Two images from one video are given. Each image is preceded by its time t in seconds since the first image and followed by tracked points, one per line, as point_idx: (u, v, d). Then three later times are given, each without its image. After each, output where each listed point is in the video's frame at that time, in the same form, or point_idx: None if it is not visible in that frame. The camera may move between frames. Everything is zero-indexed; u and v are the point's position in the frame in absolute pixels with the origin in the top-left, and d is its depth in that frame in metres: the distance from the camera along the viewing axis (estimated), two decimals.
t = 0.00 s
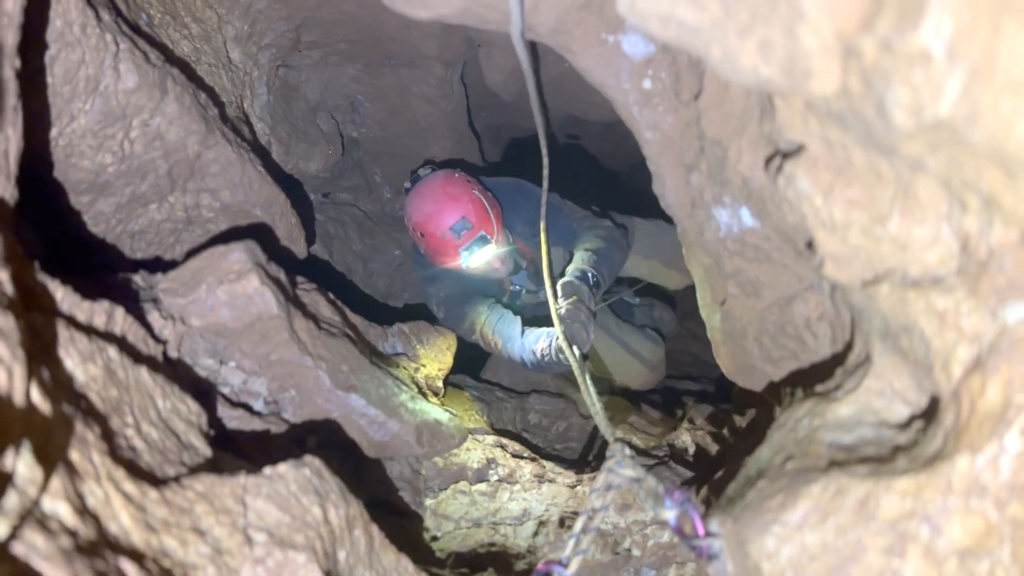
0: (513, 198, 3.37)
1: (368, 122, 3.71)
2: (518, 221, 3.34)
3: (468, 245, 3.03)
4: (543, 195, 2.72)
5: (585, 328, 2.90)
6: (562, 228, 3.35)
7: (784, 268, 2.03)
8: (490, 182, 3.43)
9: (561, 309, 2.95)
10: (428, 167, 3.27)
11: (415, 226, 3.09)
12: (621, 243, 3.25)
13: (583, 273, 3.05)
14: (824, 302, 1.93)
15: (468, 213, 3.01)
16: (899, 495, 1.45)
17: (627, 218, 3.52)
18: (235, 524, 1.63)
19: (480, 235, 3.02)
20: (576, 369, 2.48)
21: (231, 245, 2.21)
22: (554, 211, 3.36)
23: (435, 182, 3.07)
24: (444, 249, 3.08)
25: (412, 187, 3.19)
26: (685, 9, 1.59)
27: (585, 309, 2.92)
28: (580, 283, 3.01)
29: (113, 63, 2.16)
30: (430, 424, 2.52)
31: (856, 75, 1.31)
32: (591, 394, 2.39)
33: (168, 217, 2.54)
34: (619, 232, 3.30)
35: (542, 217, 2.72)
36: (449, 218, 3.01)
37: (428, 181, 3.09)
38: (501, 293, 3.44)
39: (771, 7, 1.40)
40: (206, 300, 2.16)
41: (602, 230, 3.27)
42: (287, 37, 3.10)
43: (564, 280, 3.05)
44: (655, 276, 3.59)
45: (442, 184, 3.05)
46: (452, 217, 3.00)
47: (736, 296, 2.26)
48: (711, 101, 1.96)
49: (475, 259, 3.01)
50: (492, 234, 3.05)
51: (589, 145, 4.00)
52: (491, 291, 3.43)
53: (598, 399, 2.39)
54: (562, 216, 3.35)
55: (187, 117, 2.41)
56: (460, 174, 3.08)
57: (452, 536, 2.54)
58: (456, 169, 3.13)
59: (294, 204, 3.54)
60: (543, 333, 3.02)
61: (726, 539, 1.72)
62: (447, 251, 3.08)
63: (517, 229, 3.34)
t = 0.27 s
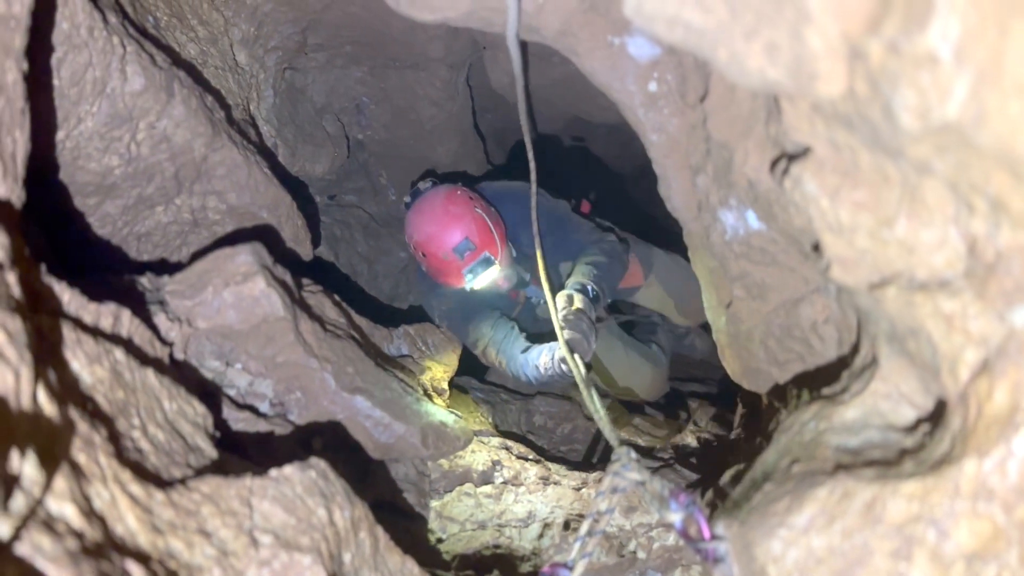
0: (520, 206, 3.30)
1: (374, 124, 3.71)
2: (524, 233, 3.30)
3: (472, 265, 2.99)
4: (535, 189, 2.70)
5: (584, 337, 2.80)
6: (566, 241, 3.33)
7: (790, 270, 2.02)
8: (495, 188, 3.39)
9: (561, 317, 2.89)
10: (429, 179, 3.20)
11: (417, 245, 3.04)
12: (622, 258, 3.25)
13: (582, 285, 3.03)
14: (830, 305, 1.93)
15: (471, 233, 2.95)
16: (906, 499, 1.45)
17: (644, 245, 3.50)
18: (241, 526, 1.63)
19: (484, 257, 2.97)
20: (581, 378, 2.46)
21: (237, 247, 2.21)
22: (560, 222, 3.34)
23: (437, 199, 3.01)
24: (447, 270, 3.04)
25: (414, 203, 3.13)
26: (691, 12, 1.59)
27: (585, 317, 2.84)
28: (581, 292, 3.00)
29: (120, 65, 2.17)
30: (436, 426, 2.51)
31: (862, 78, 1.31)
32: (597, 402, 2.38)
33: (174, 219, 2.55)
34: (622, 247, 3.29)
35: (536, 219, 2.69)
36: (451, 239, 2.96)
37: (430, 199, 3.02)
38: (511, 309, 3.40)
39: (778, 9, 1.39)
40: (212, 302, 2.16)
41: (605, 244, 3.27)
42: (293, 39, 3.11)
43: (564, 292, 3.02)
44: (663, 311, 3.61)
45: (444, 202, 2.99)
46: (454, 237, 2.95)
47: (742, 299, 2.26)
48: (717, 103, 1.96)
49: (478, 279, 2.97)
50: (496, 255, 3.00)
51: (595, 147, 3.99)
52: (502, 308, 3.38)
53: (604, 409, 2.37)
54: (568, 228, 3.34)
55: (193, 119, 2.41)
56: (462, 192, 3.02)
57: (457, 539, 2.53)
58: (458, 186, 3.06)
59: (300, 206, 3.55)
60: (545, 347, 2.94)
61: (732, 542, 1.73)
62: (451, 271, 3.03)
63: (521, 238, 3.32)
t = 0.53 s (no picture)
0: (573, 203, 3.22)
1: (378, 127, 3.72)
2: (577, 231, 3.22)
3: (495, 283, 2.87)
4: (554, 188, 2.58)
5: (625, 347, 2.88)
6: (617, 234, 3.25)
7: (794, 273, 2.02)
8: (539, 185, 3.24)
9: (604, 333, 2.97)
10: (460, 183, 3.09)
11: (440, 255, 2.95)
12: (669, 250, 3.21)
13: (631, 293, 3.11)
14: (835, 307, 1.93)
15: (496, 247, 2.83)
16: (911, 503, 1.44)
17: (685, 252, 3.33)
18: (246, 527, 1.63)
19: (508, 274, 2.84)
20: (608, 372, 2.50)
21: (242, 249, 2.23)
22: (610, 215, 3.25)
23: (463, 208, 2.91)
24: (471, 284, 2.93)
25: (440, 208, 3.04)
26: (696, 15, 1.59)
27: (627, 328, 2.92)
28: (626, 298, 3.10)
29: (126, 68, 2.18)
30: (440, 427, 2.51)
31: (867, 82, 1.31)
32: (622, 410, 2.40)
33: (179, 221, 2.56)
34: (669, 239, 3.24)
35: (564, 235, 2.63)
36: (474, 251, 2.85)
37: (455, 208, 2.92)
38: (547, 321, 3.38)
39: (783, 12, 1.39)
40: (217, 304, 2.17)
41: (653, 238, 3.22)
42: (298, 42, 3.12)
43: (611, 301, 3.11)
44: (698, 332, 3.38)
45: (470, 211, 2.89)
46: (477, 250, 2.84)
47: (746, 301, 2.26)
48: (721, 106, 1.96)
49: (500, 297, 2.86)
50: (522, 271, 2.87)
51: (599, 148, 4.00)
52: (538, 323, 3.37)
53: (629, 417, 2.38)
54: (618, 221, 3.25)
55: (198, 121, 2.42)
56: (490, 200, 2.90)
57: (461, 541, 2.55)
58: (487, 193, 2.94)
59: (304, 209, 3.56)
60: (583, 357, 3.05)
61: (736, 545, 1.72)
62: (475, 285, 2.92)
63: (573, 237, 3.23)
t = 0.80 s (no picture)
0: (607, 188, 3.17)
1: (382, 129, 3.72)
2: (615, 214, 3.16)
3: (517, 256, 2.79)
4: (588, 159, 2.55)
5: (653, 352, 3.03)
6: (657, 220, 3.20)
7: (799, 275, 2.02)
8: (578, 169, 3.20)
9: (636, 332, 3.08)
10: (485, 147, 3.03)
11: (458, 217, 2.87)
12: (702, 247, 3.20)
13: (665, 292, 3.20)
14: (839, 309, 1.92)
15: (522, 217, 2.77)
16: (915, 506, 1.44)
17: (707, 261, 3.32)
18: (249, 529, 1.63)
19: (532, 247, 2.77)
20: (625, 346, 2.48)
21: (246, 250, 2.23)
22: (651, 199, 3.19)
23: (490, 170, 2.84)
24: (489, 253, 2.85)
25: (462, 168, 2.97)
26: (699, 17, 1.59)
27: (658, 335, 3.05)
28: (661, 303, 3.19)
29: (130, 70, 2.18)
30: (443, 428, 2.50)
31: (872, 84, 1.31)
32: (639, 399, 2.38)
33: (183, 222, 2.57)
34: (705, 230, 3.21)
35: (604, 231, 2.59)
36: (497, 217, 2.78)
37: (481, 169, 2.86)
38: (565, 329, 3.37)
39: (787, 14, 1.39)
40: (221, 305, 2.17)
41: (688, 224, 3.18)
42: (302, 43, 3.12)
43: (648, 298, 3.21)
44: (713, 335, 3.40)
45: (497, 174, 2.83)
46: (502, 216, 2.77)
47: (751, 304, 2.26)
48: (726, 108, 1.96)
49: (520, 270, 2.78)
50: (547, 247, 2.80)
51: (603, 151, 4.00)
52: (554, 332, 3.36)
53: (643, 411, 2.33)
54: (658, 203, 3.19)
55: (203, 122, 2.42)
56: (521, 168, 2.85)
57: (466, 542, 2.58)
58: (517, 161, 2.89)
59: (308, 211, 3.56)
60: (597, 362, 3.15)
61: (740, 548, 1.71)
62: (492, 255, 2.84)
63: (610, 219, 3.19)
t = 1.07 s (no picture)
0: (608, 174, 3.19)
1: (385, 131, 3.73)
2: (613, 200, 3.20)
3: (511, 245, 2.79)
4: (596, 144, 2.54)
5: (637, 337, 3.03)
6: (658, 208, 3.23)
7: (802, 278, 2.02)
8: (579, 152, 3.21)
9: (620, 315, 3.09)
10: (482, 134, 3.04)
11: (454, 204, 2.88)
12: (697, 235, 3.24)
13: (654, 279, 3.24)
14: (842, 313, 1.92)
15: (516, 205, 2.77)
16: (918, 510, 1.43)
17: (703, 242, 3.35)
18: (251, 531, 1.64)
19: (526, 235, 2.77)
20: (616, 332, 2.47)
21: (249, 253, 2.24)
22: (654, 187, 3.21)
23: (486, 157, 2.85)
24: (484, 241, 2.86)
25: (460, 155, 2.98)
26: (703, 20, 1.61)
27: (643, 320, 3.04)
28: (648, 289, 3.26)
29: (134, 72, 2.19)
30: (444, 430, 2.50)
31: (875, 88, 1.31)
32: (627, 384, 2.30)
33: (187, 224, 2.58)
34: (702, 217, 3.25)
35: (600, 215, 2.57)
36: (492, 205, 2.78)
37: (478, 156, 2.87)
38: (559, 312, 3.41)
39: (790, 18, 1.39)
40: (224, 307, 2.18)
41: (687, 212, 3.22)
42: (305, 45, 3.13)
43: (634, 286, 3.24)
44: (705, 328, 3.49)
45: (493, 161, 2.83)
46: (496, 204, 2.78)
47: (753, 306, 2.26)
48: (729, 111, 1.96)
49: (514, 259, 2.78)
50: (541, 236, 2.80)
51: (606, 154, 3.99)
52: (547, 313, 3.42)
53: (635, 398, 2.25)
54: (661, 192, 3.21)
55: (206, 124, 2.43)
56: (516, 155, 2.85)
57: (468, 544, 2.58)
58: (513, 148, 2.89)
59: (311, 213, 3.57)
60: (585, 345, 3.21)
61: (743, 552, 1.72)
62: (488, 243, 2.85)
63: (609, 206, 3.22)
